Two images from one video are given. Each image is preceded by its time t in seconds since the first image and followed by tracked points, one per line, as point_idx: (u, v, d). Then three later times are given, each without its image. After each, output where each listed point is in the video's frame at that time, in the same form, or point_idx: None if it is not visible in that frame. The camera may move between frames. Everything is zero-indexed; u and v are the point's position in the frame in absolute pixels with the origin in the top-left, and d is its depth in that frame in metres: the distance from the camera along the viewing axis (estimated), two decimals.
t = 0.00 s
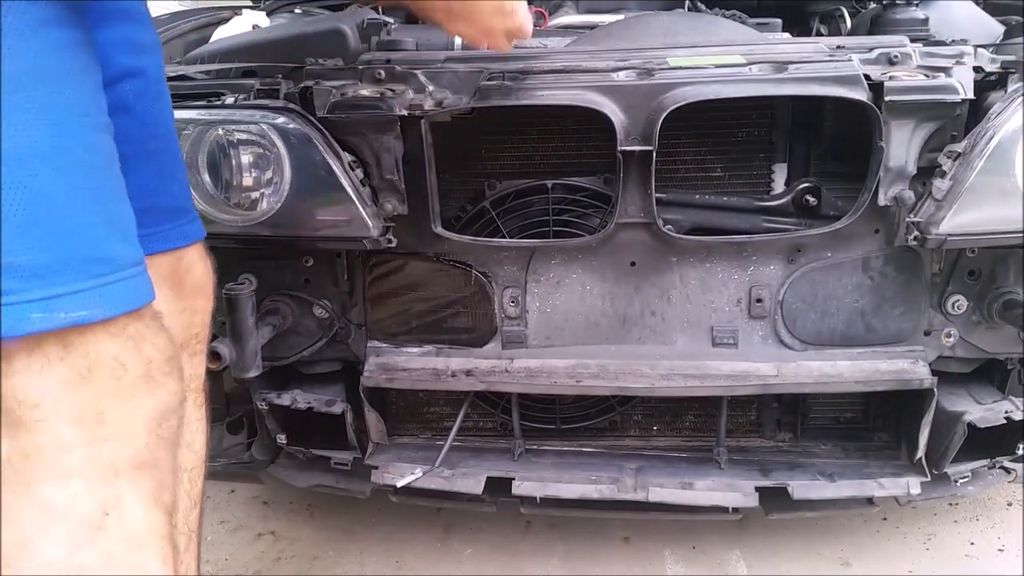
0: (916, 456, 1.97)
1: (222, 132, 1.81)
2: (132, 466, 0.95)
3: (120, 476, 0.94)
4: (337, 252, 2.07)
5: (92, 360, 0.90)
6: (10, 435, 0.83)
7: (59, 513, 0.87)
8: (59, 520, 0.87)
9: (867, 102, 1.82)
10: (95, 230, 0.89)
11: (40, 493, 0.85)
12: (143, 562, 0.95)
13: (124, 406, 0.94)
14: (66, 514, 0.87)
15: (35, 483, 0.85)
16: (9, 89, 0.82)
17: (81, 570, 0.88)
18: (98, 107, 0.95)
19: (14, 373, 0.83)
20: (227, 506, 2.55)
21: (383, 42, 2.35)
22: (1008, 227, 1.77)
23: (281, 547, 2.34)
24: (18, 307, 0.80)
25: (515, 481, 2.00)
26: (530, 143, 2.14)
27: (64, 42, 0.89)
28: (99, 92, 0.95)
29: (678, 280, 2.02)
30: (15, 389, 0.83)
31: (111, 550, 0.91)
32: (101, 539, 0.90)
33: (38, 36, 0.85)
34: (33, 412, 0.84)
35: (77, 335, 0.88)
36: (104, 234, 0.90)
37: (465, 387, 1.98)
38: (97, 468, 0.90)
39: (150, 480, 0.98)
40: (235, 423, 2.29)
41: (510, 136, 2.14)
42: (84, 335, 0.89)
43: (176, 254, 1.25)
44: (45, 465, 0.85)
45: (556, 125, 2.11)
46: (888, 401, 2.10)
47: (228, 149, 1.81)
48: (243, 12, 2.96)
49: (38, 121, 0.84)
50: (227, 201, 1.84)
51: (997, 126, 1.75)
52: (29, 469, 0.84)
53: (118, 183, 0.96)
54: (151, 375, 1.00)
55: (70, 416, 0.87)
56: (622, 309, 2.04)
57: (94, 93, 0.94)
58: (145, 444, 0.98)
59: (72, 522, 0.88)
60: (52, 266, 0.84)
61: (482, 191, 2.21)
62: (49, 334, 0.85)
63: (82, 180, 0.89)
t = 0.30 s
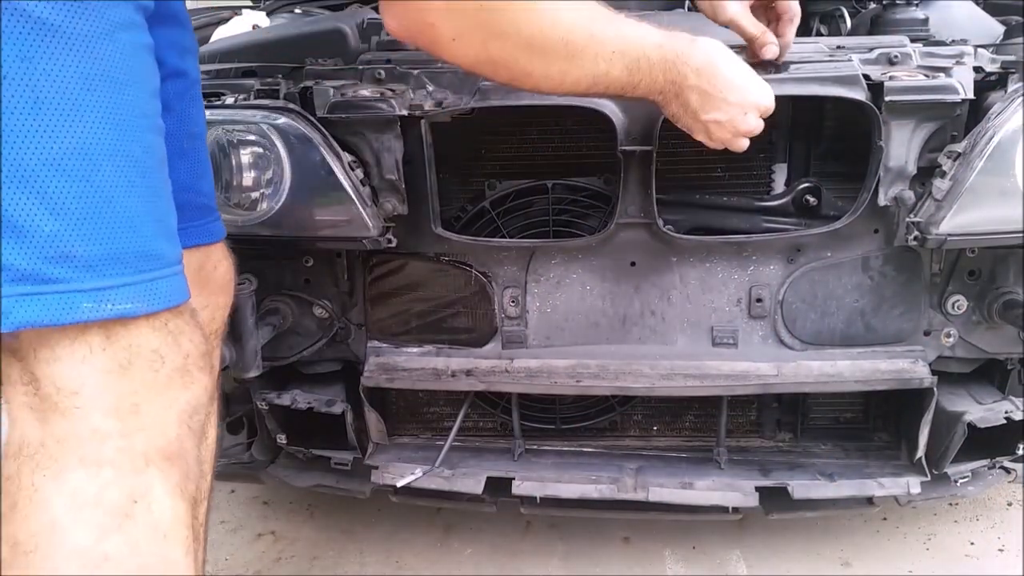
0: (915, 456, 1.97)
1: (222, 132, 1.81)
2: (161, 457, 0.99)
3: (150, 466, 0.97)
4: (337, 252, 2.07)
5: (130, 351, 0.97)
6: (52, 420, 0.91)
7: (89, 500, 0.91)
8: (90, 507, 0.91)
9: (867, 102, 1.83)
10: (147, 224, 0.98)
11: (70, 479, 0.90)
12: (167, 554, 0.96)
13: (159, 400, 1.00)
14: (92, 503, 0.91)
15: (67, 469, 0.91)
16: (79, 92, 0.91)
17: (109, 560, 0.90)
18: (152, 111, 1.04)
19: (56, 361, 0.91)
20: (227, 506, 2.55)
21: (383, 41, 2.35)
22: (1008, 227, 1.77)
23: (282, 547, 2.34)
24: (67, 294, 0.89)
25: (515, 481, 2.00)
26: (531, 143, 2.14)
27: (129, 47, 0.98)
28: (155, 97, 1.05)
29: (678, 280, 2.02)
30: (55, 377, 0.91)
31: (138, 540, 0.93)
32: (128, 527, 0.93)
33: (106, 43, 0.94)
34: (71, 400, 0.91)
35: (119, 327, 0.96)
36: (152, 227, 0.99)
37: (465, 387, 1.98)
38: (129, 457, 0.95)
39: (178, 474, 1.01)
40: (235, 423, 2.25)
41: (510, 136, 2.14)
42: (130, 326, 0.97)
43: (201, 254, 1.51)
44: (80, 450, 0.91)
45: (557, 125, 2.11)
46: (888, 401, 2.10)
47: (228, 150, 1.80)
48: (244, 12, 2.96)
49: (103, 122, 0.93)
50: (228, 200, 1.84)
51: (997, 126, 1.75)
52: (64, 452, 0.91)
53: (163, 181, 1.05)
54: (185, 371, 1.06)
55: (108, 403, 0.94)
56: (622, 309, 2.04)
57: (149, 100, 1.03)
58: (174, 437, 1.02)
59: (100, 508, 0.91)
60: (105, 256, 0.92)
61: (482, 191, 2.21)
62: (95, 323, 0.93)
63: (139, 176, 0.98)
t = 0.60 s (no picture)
0: (915, 456, 1.97)
1: (222, 131, 1.81)
2: (179, 459, 0.99)
3: (167, 467, 0.97)
4: (337, 252, 2.07)
5: (146, 351, 0.97)
6: (70, 421, 0.92)
7: (107, 500, 0.91)
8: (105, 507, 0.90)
9: (867, 102, 1.83)
10: (153, 222, 0.97)
11: (89, 480, 0.91)
12: (183, 555, 0.94)
13: (176, 398, 1.00)
14: (104, 503, 0.90)
15: (86, 468, 0.91)
16: (78, 91, 0.90)
17: (128, 561, 0.89)
18: (154, 105, 1.02)
19: (73, 362, 0.91)
20: (227, 506, 2.54)
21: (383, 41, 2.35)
22: (1008, 227, 1.77)
23: (281, 547, 2.34)
24: (75, 297, 0.88)
25: (515, 481, 2.00)
26: (531, 143, 2.14)
27: (127, 43, 0.97)
28: (156, 92, 1.03)
29: (678, 279, 2.02)
30: (71, 378, 0.91)
31: (155, 540, 0.92)
32: (146, 529, 0.92)
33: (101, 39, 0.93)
34: (87, 401, 0.92)
35: (133, 327, 0.95)
36: (158, 224, 0.98)
37: (465, 387, 1.98)
38: (145, 457, 0.94)
39: (195, 476, 1.01)
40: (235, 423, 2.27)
41: (510, 136, 2.14)
42: (143, 326, 0.96)
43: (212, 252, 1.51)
44: (97, 450, 0.92)
45: (557, 125, 2.11)
46: (888, 401, 2.10)
47: (228, 150, 1.79)
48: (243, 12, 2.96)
49: (105, 121, 0.92)
50: (227, 200, 1.84)
51: (997, 126, 1.75)
52: (81, 452, 0.92)
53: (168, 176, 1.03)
54: (201, 370, 1.06)
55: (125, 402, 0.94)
56: (622, 309, 2.04)
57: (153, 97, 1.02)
58: (190, 439, 1.02)
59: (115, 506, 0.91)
60: (113, 256, 0.92)
61: (482, 191, 2.21)
62: (107, 323, 0.92)
63: (146, 173, 0.97)
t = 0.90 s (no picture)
0: (915, 456, 1.97)
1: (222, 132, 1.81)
2: (224, 459, 1.09)
3: (212, 468, 1.08)
4: (337, 252, 2.07)
5: (199, 348, 1.05)
6: (121, 419, 1.02)
7: (150, 502, 1.03)
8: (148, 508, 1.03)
9: (867, 102, 1.83)
10: (205, 217, 1.06)
11: (134, 481, 1.03)
12: (219, 557, 1.07)
13: (225, 398, 1.09)
14: (146, 504, 1.03)
15: (132, 469, 1.03)
16: (138, 90, 0.99)
17: (165, 561, 1.02)
18: (202, 107, 1.11)
19: (125, 363, 1.01)
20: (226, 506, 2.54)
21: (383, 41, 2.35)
22: (1008, 227, 1.77)
23: (281, 547, 2.34)
24: (137, 293, 0.98)
25: (515, 481, 2.00)
26: (531, 143, 2.14)
27: (173, 46, 1.05)
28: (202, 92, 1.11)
29: (678, 279, 2.02)
30: (124, 378, 1.01)
31: (195, 542, 1.05)
32: (187, 529, 1.04)
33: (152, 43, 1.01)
34: (140, 400, 1.02)
35: (188, 325, 1.04)
36: (209, 222, 1.07)
37: (465, 387, 1.98)
38: (191, 458, 1.05)
39: (237, 477, 1.12)
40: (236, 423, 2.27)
41: (510, 135, 2.14)
42: (197, 322, 1.05)
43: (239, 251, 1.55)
44: (149, 447, 1.03)
45: (557, 125, 2.11)
46: (888, 401, 2.10)
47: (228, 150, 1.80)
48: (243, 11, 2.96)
49: (162, 119, 1.01)
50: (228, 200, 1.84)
51: (997, 126, 1.75)
52: (131, 448, 1.03)
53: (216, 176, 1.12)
54: (250, 368, 1.15)
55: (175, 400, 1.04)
56: (622, 309, 2.04)
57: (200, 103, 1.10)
58: (236, 438, 1.12)
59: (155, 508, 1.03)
60: (172, 251, 1.01)
61: (482, 191, 2.20)
62: (165, 320, 1.02)
63: (195, 169, 1.06)
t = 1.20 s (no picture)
0: (915, 456, 1.97)
1: (222, 132, 1.81)
2: (180, 455, 1.01)
3: (169, 463, 0.99)
4: (338, 252, 2.08)
5: (147, 349, 0.98)
6: (73, 419, 0.93)
7: (111, 497, 0.92)
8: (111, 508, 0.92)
9: (867, 102, 1.83)
10: (146, 225, 0.98)
11: (94, 477, 0.92)
12: (186, 554, 0.96)
13: (178, 396, 1.02)
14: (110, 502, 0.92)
15: (90, 467, 0.93)
16: (69, 94, 0.92)
17: (132, 555, 0.91)
18: (147, 112, 1.03)
19: (74, 363, 0.93)
20: (226, 506, 2.54)
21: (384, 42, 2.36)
22: (1009, 227, 1.77)
23: (282, 547, 2.34)
24: (75, 299, 0.90)
25: (515, 481, 2.00)
26: (531, 143, 2.14)
27: (120, 54, 0.99)
28: (148, 99, 1.05)
29: (678, 280, 2.02)
30: (73, 378, 0.93)
31: (160, 536, 0.94)
32: (151, 522, 0.94)
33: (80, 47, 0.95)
34: (91, 400, 0.93)
35: (135, 329, 0.97)
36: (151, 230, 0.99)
37: (465, 387, 1.98)
38: (148, 453, 0.97)
39: (196, 471, 1.03)
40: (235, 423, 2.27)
41: (510, 136, 2.13)
42: (142, 325, 0.98)
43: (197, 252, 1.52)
44: (103, 447, 0.94)
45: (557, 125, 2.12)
46: (888, 401, 2.10)
47: (228, 150, 1.81)
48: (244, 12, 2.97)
49: (100, 127, 0.94)
50: (228, 200, 1.84)
51: (997, 126, 1.75)
52: (86, 451, 0.93)
53: (163, 184, 1.05)
54: (200, 368, 1.08)
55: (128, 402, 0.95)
56: (622, 309, 2.04)
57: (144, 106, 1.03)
58: (192, 436, 1.04)
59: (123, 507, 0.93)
60: (113, 259, 0.93)
61: (482, 191, 2.20)
62: (108, 324, 0.94)
63: (136, 176, 0.98)
